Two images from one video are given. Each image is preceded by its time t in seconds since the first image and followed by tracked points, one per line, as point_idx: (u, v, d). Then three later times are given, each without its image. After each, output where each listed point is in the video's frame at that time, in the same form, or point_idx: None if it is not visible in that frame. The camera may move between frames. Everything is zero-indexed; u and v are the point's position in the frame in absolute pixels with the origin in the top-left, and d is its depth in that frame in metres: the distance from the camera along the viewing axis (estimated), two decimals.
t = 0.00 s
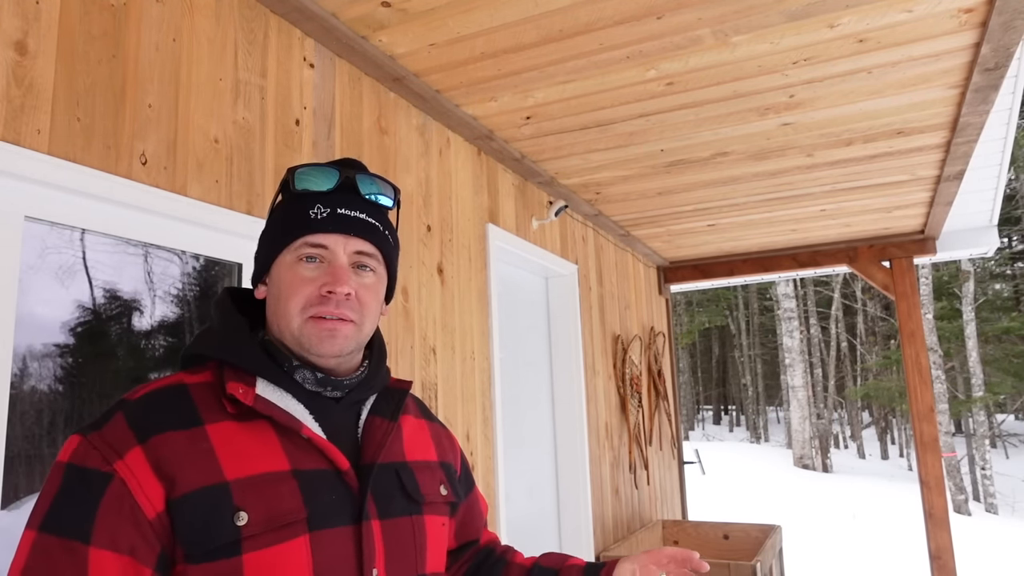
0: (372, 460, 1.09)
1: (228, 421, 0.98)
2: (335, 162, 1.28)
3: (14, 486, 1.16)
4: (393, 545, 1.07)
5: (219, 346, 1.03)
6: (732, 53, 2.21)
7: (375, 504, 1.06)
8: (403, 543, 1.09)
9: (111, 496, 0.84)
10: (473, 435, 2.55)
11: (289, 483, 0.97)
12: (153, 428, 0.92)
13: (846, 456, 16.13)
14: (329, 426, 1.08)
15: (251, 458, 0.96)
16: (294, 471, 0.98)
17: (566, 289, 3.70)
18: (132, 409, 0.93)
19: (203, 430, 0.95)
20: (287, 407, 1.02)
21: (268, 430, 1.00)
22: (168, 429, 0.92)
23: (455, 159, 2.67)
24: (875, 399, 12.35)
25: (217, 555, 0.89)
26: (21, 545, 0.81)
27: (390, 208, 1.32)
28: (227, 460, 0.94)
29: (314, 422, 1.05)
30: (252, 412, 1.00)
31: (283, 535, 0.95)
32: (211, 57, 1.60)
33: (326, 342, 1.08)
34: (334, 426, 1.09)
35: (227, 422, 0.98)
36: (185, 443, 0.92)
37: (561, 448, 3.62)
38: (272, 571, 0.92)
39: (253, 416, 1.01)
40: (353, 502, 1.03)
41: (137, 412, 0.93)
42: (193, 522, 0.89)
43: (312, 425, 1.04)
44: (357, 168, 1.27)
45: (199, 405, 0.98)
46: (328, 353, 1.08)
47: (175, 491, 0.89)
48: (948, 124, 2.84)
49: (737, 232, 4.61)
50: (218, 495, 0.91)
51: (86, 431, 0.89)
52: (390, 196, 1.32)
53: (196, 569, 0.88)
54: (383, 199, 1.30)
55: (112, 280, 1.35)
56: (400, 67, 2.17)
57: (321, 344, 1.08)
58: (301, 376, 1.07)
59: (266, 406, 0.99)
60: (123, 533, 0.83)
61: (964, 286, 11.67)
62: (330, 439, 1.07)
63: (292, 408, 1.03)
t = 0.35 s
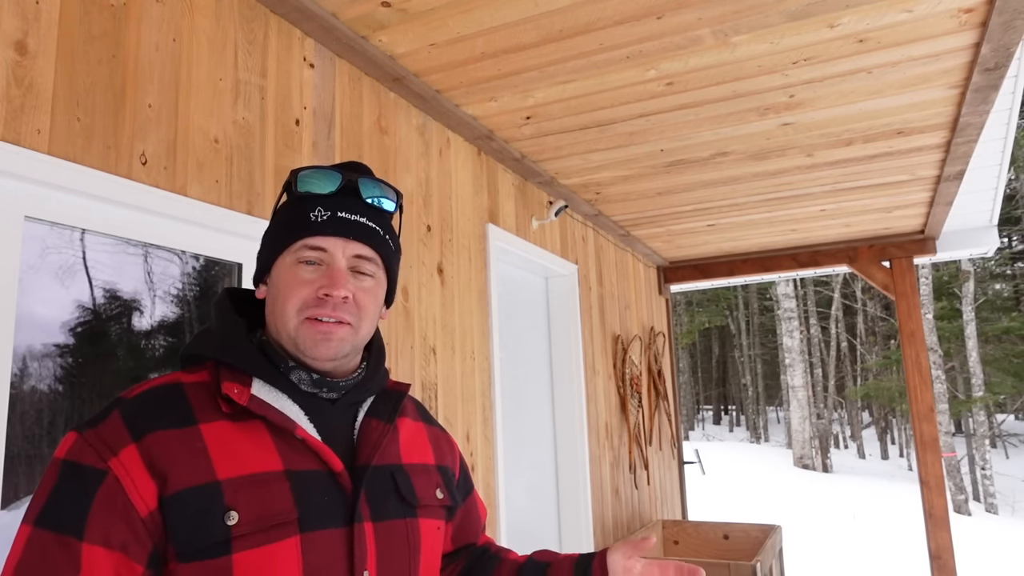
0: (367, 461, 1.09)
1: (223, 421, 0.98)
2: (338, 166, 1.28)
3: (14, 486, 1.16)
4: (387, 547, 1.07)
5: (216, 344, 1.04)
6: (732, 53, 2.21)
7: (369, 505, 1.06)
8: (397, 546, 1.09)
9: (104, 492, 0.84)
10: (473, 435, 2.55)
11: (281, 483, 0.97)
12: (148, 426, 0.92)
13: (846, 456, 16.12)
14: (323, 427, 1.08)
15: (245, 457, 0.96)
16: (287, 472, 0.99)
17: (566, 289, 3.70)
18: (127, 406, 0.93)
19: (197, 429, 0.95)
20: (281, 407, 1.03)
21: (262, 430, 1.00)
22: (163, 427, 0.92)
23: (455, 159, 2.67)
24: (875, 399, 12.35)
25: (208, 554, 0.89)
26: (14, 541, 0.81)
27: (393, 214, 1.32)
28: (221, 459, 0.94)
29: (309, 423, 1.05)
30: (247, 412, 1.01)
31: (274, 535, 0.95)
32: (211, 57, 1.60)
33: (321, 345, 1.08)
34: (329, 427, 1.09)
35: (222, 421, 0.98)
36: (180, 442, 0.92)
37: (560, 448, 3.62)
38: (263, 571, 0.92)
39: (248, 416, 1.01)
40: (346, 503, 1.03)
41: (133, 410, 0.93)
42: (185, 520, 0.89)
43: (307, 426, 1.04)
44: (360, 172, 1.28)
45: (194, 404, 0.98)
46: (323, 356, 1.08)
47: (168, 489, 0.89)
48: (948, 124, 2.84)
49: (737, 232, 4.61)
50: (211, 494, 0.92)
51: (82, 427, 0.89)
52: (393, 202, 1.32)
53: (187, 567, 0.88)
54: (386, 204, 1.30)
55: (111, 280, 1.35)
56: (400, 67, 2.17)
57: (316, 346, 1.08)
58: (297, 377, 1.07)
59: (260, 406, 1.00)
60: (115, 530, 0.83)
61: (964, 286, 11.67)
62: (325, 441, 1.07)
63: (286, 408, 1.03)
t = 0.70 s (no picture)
0: (363, 461, 1.09)
1: (220, 420, 0.98)
2: (332, 167, 1.28)
3: (14, 486, 1.16)
4: (384, 546, 1.07)
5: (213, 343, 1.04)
6: (732, 53, 2.21)
7: (365, 505, 1.06)
8: (394, 545, 1.09)
9: (103, 491, 0.84)
10: (473, 435, 2.55)
11: (279, 482, 0.97)
12: (146, 424, 0.92)
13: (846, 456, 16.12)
14: (322, 427, 1.08)
15: (242, 456, 0.96)
16: (284, 471, 0.99)
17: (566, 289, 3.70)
18: (126, 404, 0.93)
19: (195, 428, 0.95)
20: (279, 407, 1.03)
21: (259, 429, 1.00)
22: (162, 426, 0.92)
23: (455, 159, 2.67)
24: (875, 399, 12.35)
25: (206, 552, 0.89)
26: (12, 540, 0.80)
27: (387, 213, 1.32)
28: (218, 457, 0.94)
29: (306, 422, 1.05)
30: (245, 411, 1.01)
31: (272, 534, 0.94)
32: (211, 57, 1.60)
33: (317, 344, 1.08)
34: (326, 427, 1.09)
35: (219, 420, 0.98)
36: (178, 441, 0.92)
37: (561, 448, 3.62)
38: (261, 569, 0.92)
39: (246, 416, 1.01)
40: (343, 502, 1.03)
41: (130, 409, 0.93)
42: (183, 519, 0.89)
43: (304, 425, 1.04)
44: (354, 173, 1.28)
45: (191, 403, 0.98)
46: (319, 356, 1.08)
47: (166, 487, 0.89)
48: (948, 124, 2.84)
49: (737, 232, 4.61)
50: (209, 493, 0.92)
51: (80, 426, 0.89)
52: (387, 201, 1.32)
53: (185, 565, 0.88)
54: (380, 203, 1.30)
55: (111, 280, 1.35)
56: (400, 67, 2.17)
57: (312, 345, 1.08)
58: (294, 376, 1.07)
59: (258, 405, 1.00)
60: (114, 528, 0.83)
61: (964, 286, 11.68)
62: (323, 440, 1.07)
63: (284, 408, 1.03)
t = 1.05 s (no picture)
0: (359, 457, 1.09)
1: (217, 419, 0.98)
2: (335, 168, 1.28)
3: (14, 486, 1.16)
4: (381, 542, 1.07)
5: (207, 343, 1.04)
6: (732, 53, 2.21)
7: (363, 501, 1.06)
8: (391, 540, 1.09)
9: (102, 492, 0.84)
10: (473, 436, 2.55)
11: (279, 479, 0.97)
12: (143, 425, 0.91)
13: (846, 456, 16.12)
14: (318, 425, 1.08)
15: (240, 455, 0.96)
16: (283, 468, 0.99)
17: (566, 289, 3.70)
18: (121, 405, 0.93)
19: (192, 427, 0.95)
20: (275, 404, 1.03)
21: (257, 427, 1.00)
22: (159, 426, 0.92)
23: (455, 159, 2.67)
24: (876, 399, 12.35)
25: (208, 550, 0.89)
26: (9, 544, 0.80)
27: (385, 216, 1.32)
28: (217, 456, 0.94)
29: (302, 420, 1.05)
30: (241, 410, 1.00)
31: (273, 531, 0.95)
32: (211, 57, 1.60)
33: (322, 346, 1.08)
34: (321, 425, 1.08)
35: (217, 420, 0.98)
36: (177, 441, 0.92)
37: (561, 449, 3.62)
38: (263, 567, 0.92)
39: (243, 414, 1.01)
40: (342, 498, 1.03)
41: (127, 410, 0.92)
42: (184, 518, 0.89)
43: (301, 422, 1.04)
44: (357, 176, 1.28)
45: (187, 402, 0.98)
46: (323, 357, 1.09)
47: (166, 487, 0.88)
48: (948, 124, 2.84)
49: (737, 233, 4.61)
50: (209, 492, 0.92)
51: (75, 430, 0.88)
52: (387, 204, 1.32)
53: (187, 565, 0.88)
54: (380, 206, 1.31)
55: (111, 280, 1.35)
56: (400, 67, 2.17)
57: (317, 347, 1.08)
58: (290, 375, 1.07)
59: (255, 404, 1.00)
60: (114, 529, 0.83)
61: (964, 286, 11.67)
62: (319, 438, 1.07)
63: (280, 406, 1.03)
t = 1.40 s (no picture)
0: (351, 458, 1.09)
1: (210, 423, 0.98)
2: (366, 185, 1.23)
3: (14, 486, 1.16)
4: (375, 541, 1.08)
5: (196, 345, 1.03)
6: (732, 53, 2.21)
7: (356, 501, 1.07)
8: (385, 539, 1.10)
9: (99, 500, 0.83)
10: (473, 436, 2.54)
11: (274, 481, 0.98)
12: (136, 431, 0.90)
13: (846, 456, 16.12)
14: (311, 427, 1.09)
15: (235, 459, 0.96)
16: (279, 471, 0.99)
17: (566, 289, 3.70)
18: (112, 412, 0.92)
19: (185, 432, 0.95)
20: (267, 407, 1.03)
21: (250, 431, 1.00)
22: (152, 432, 0.91)
23: (455, 159, 2.67)
24: (876, 399, 12.36)
25: (207, 556, 0.89)
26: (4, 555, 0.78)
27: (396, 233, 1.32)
28: (212, 461, 0.94)
29: (294, 422, 1.06)
30: (234, 414, 1.00)
31: (270, 534, 0.95)
32: (211, 57, 1.60)
33: (355, 371, 1.09)
34: (313, 426, 1.09)
35: (209, 424, 0.98)
36: (170, 446, 0.92)
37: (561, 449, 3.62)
38: (262, 569, 0.92)
39: (235, 418, 1.01)
40: (336, 499, 1.04)
41: (118, 417, 0.91)
42: (182, 523, 0.88)
43: (293, 425, 1.05)
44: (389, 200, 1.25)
45: (179, 407, 0.97)
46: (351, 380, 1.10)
47: (162, 493, 0.88)
48: (948, 124, 2.84)
49: (737, 233, 4.61)
50: (206, 496, 0.91)
51: (66, 438, 0.87)
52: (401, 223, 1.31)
53: (186, 570, 0.87)
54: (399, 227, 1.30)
55: (111, 280, 1.35)
56: (400, 67, 2.17)
57: (351, 371, 1.09)
58: (290, 379, 1.08)
59: (248, 407, 1.00)
60: (113, 536, 0.82)
61: (964, 286, 11.67)
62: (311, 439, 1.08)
63: (272, 408, 1.03)
